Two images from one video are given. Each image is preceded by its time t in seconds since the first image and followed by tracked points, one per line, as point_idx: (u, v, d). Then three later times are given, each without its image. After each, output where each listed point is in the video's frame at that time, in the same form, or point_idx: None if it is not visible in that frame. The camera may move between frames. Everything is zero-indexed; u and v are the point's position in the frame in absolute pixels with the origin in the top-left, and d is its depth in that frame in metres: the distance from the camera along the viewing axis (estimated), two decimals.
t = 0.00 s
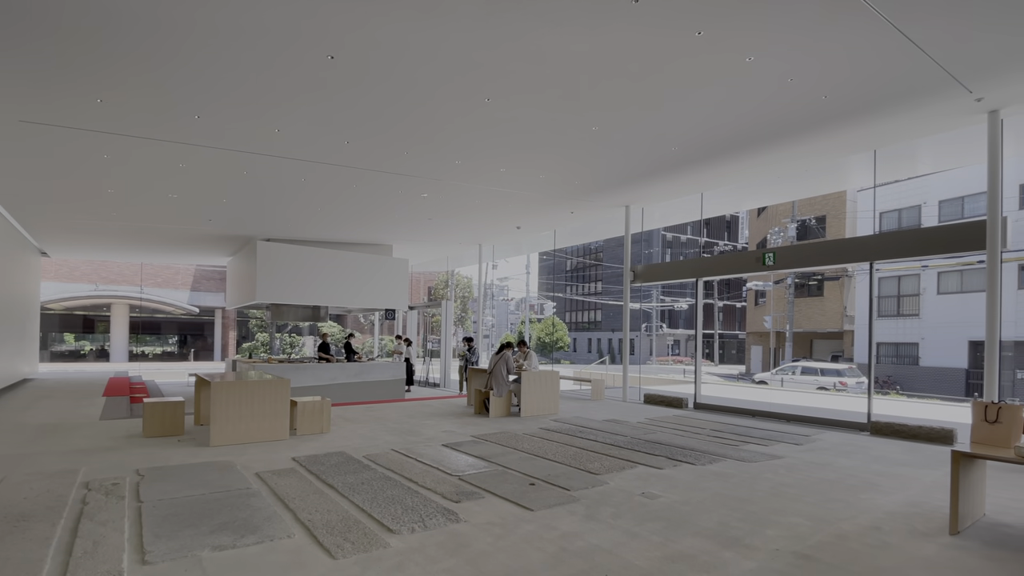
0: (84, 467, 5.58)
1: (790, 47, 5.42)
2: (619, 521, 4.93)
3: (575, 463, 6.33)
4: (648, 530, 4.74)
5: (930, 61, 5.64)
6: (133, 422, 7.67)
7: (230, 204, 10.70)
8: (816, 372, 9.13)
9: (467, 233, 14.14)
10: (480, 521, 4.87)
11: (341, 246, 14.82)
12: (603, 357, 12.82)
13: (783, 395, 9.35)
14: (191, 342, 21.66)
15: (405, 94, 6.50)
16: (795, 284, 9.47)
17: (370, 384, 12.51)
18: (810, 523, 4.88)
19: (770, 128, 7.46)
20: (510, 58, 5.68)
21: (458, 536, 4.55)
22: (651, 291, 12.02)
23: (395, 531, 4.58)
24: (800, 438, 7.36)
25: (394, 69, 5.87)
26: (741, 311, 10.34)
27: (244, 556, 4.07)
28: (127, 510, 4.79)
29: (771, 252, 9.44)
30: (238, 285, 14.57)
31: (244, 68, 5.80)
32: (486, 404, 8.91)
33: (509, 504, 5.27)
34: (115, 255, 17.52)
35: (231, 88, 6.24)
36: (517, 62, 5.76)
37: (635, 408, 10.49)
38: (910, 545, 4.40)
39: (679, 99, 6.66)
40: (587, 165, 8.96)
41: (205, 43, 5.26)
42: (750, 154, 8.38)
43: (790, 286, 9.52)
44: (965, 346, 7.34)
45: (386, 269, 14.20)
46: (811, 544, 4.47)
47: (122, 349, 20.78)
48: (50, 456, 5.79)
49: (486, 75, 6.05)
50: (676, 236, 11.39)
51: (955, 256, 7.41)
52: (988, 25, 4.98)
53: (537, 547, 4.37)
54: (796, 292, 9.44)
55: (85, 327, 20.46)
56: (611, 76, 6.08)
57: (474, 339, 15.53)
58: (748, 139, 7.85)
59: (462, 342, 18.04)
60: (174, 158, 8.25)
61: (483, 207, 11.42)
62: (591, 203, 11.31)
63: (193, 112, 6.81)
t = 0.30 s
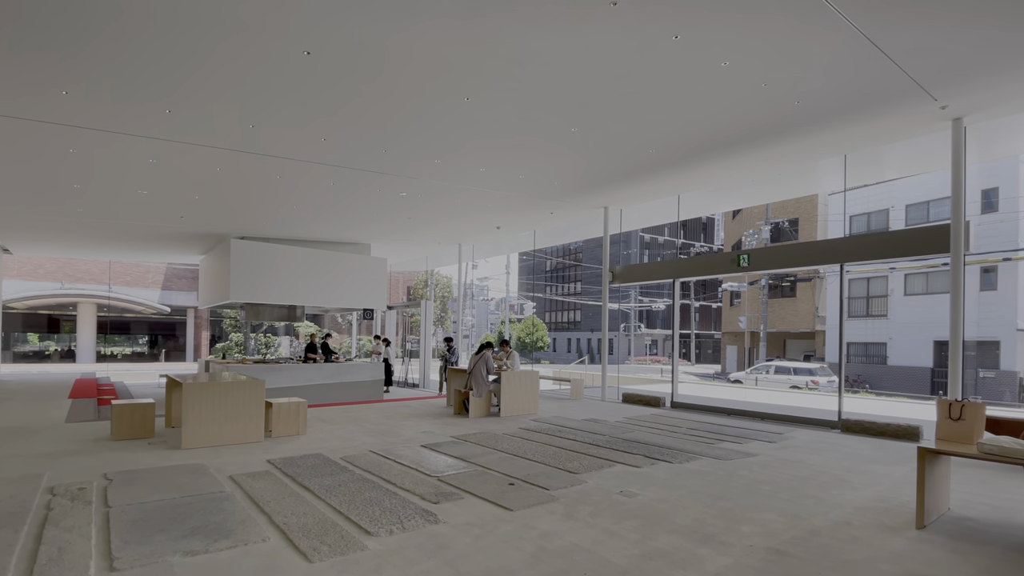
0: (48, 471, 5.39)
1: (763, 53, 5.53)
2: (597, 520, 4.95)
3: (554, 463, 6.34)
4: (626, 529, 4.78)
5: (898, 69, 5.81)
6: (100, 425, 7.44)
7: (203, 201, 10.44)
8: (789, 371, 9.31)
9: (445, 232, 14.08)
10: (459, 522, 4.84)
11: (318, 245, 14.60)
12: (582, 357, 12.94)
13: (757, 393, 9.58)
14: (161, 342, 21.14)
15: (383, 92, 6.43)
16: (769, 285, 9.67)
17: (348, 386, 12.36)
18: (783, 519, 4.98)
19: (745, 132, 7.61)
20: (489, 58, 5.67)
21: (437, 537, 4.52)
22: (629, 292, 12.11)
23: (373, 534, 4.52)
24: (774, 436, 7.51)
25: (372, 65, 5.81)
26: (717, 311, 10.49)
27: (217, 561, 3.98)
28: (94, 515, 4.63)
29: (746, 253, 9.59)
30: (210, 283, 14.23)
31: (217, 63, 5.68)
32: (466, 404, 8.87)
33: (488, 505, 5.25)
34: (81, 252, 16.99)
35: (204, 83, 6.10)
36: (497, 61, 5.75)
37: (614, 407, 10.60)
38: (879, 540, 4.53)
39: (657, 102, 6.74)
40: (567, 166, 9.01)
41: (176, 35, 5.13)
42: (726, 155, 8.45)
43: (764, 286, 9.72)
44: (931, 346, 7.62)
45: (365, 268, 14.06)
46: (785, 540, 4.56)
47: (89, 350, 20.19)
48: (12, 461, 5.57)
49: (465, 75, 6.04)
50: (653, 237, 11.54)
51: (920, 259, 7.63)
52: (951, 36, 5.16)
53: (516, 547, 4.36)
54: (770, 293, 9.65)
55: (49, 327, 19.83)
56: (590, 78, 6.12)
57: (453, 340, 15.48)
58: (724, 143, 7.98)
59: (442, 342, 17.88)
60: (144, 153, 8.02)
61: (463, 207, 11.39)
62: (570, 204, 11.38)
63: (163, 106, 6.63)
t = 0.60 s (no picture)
0: (11, 476, 5.21)
1: (739, 57, 5.62)
2: (576, 519, 4.98)
3: (533, 463, 6.35)
4: (604, 527, 4.82)
5: (869, 76, 5.98)
6: (68, 427, 7.22)
7: (175, 198, 10.21)
8: (764, 371, 9.45)
9: (426, 232, 14.06)
10: (438, 523, 4.82)
11: (295, 243, 14.38)
12: (562, 356, 13.01)
13: (732, 391, 9.74)
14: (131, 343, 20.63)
15: (361, 89, 6.36)
16: (744, 285, 9.85)
17: (325, 387, 12.18)
18: (758, 516, 5.08)
19: (722, 136, 7.73)
20: (468, 57, 5.65)
21: (415, 539, 4.49)
22: (607, 292, 12.19)
23: (350, 536, 4.47)
24: (749, 434, 7.64)
25: (350, 62, 5.74)
26: (693, 311, 10.60)
27: (189, 566, 3.89)
28: (60, 521, 4.49)
29: (722, 255, 9.76)
30: (182, 282, 13.91)
31: (188, 56, 5.55)
32: (446, 405, 8.83)
33: (467, 506, 5.23)
34: (46, 250, 16.46)
35: (176, 77, 5.96)
36: (476, 61, 5.74)
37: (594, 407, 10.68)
38: (849, 535, 4.64)
39: (636, 105, 6.81)
40: (547, 167, 9.04)
41: (145, 27, 4.99)
42: (703, 159, 8.60)
43: (740, 287, 9.89)
44: (898, 346, 7.85)
45: (343, 266, 13.89)
46: (759, 536, 4.64)
47: (55, 351, 19.51)
48: None
49: (444, 73, 6.01)
50: (632, 238, 11.69)
51: (889, 261, 7.88)
52: (920, 44, 5.32)
53: (495, 547, 4.36)
54: (745, 293, 9.83)
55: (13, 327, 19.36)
56: (570, 79, 6.15)
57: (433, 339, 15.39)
58: (701, 146, 8.10)
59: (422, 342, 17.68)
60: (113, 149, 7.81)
61: (443, 207, 11.35)
62: (550, 205, 11.43)
63: (133, 100, 6.46)
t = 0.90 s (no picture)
0: None
1: (715, 62, 5.71)
2: (555, 518, 4.99)
3: (513, 463, 6.35)
4: (583, 526, 4.84)
5: (841, 83, 6.13)
6: (33, 430, 6.99)
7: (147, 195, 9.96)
8: (739, 370, 9.63)
9: (405, 232, 13.97)
10: (417, 525, 4.79)
11: (270, 241, 14.14)
12: (542, 356, 13.03)
13: (709, 390, 9.86)
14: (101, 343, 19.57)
15: (339, 86, 6.29)
16: (720, 286, 10.01)
17: (302, 388, 11.98)
18: (733, 513, 5.16)
19: (700, 139, 7.84)
20: (447, 56, 5.63)
21: (393, 541, 4.46)
22: (587, 292, 12.27)
23: (327, 539, 4.41)
24: (725, 432, 7.77)
25: (326, 59, 5.66)
26: (671, 312, 10.75)
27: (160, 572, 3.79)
28: (24, 527, 4.33)
29: (699, 256, 9.91)
30: (153, 281, 13.60)
31: (160, 51, 5.41)
32: (425, 405, 8.78)
33: (446, 506, 5.21)
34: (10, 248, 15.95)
35: (146, 71, 5.80)
36: (456, 60, 5.71)
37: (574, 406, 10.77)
38: (821, 531, 4.75)
39: (615, 107, 6.86)
40: (528, 167, 9.06)
41: (112, 20, 4.85)
42: (682, 162, 8.72)
43: (716, 288, 10.05)
44: (869, 345, 8.01)
45: (320, 265, 13.69)
46: (734, 533, 4.72)
47: (20, 352, 18.74)
48: None
49: (423, 72, 5.97)
50: (611, 239, 11.80)
51: (859, 263, 8.11)
52: (890, 52, 5.46)
53: (474, 548, 4.35)
54: (721, 294, 9.98)
55: None
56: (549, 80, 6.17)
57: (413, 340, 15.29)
58: (679, 149, 8.22)
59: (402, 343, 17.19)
60: (80, 144, 7.58)
61: (423, 206, 11.29)
62: (530, 205, 11.47)
63: (100, 94, 6.27)
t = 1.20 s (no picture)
0: None
1: (692, 65, 5.79)
2: (534, 518, 5.00)
3: (492, 463, 6.34)
4: (562, 526, 4.85)
5: (816, 88, 6.27)
6: None
7: (117, 191, 9.69)
8: (716, 369, 9.74)
9: (384, 231, 13.87)
10: (395, 527, 4.74)
11: (245, 239, 13.89)
12: (523, 356, 13.03)
13: (687, 390, 9.98)
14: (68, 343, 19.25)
15: (315, 82, 6.19)
16: (697, 287, 10.15)
17: (278, 390, 11.77)
18: (709, 511, 5.23)
19: (679, 142, 7.94)
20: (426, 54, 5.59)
21: (371, 543, 4.41)
22: (567, 292, 12.32)
23: (303, 543, 4.34)
24: (703, 430, 7.88)
25: (303, 55, 5.57)
26: (650, 312, 10.84)
27: None
28: None
29: (676, 257, 10.04)
30: (123, 279, 13.26)
31: (129, 44, 5.27)
32: (404, 406, 8.71)
33: (425, 508, 5.18)
34: None
35: (115, 64, 5.64)
36: (435, 59, 5.68)
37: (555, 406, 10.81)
38: (794, 527, 4.84)
39: (594, 109, 6.90)
40: (509, 168, 9.06)
41: (78, 11, 4.69)
42: (662, 164, 8.83)
43: (693, 289, 10.18)
44: (840, 345, 8.28)
45: (296, 264, 13.46)
46: (710, 530, 4.78)
47: None
48: None
49: (402, 70, 5.92)
50: (591, 240, 11.88)
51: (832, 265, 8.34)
52: (862, 58, 5.60)
53: (453, 550, 4.32)
54: (698, 295, 10.12)
55: None
56: (529, 80, 6.18)
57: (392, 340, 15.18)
58: (658, 151, 8.32)
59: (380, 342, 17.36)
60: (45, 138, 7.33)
61: (404, 206, 11.22)
62: (511, 206, 11.49)
63: (67, 87, 6.07)
